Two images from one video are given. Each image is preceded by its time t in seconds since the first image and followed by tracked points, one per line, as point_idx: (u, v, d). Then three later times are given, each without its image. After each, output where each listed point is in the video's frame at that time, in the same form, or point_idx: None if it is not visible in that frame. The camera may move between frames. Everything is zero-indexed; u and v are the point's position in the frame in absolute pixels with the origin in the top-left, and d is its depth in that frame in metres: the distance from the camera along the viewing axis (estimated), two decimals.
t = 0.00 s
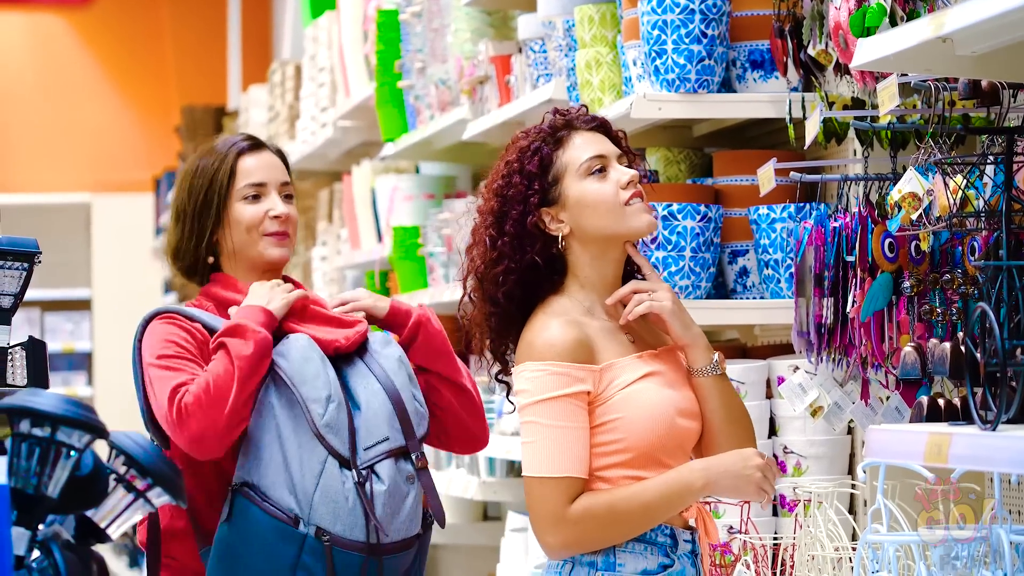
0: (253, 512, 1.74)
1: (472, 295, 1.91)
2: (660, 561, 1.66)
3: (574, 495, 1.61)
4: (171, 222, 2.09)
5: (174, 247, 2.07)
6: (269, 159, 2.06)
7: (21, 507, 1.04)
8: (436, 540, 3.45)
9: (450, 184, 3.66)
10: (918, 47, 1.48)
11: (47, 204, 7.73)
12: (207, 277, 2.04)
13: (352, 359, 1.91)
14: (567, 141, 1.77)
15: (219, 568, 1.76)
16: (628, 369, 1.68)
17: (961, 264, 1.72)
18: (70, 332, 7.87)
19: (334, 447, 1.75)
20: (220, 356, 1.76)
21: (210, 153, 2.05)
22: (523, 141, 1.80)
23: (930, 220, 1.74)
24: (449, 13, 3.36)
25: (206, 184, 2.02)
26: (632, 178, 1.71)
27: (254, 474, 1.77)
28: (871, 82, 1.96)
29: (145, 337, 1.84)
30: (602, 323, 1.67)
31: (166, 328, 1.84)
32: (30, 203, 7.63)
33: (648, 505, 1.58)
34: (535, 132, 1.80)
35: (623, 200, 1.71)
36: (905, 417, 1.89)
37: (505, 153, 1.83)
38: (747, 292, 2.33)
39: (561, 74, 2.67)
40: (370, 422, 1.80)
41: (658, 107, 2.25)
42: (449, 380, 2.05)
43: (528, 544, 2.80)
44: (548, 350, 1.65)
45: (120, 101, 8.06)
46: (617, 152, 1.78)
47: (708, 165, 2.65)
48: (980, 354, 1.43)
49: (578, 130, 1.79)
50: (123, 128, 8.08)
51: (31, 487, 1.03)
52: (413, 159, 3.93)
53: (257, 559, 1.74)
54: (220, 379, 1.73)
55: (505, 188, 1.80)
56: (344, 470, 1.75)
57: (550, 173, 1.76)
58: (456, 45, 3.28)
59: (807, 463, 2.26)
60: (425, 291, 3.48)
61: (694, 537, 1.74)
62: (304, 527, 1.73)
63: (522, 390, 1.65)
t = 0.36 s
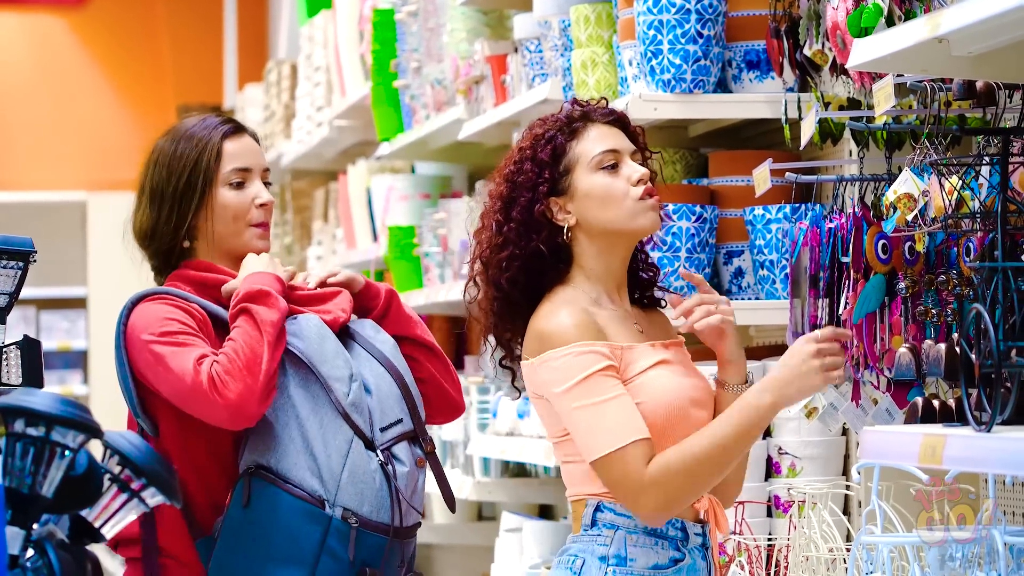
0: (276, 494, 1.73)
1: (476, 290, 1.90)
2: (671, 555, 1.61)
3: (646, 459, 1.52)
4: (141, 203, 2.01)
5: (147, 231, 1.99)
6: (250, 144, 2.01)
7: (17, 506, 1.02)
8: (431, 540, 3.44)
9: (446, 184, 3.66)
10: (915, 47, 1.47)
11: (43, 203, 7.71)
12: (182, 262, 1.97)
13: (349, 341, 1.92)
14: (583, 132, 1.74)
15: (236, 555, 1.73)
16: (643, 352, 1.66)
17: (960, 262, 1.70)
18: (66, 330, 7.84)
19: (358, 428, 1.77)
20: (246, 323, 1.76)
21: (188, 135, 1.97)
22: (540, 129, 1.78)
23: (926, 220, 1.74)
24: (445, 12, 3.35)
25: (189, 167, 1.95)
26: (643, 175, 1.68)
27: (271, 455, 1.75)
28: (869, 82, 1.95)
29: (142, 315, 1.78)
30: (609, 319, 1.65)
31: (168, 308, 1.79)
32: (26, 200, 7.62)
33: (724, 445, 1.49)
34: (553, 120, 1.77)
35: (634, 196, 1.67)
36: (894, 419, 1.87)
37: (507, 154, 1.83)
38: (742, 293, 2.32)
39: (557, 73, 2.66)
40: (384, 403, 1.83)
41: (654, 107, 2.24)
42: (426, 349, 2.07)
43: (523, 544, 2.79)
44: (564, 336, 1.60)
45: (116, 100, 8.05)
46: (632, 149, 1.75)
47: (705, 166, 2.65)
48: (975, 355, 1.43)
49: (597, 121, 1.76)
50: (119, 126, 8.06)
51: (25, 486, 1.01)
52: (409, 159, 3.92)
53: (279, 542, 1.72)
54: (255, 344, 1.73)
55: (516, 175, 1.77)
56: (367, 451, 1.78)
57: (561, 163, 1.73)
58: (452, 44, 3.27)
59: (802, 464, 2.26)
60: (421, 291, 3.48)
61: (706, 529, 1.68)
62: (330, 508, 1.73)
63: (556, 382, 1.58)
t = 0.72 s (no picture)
0: (308, 508, 1.71)
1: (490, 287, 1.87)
2: (685, 545, 1.59)
3: (716, 382, 1.47)
4: (149, 204, 1.95)
5: (157, 233, 1.93)
6: (260, 144, 1.96)
7: (14, 509, 1.02)
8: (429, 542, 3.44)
9: (443, 187, 3.66)
10: (913, 50, 1.47)
11: (41, 205, 7.71)
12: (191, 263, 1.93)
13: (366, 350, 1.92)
14: (607, 123, 1.71)
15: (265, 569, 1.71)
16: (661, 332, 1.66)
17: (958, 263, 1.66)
18: (63, 332, 7.78)
19: (389, 441, 1.77)
20: (269, 327, 1.73)
21: (197, 135, 1.91)
22: (564, 111, 1.74)
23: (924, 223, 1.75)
24: (443, 14, 3.36)
25: (199, 168, 1.89)
26: (658, 177, 1.65)
27: (300, 468, 1.73)
28: (868, 84, 1.95)
29: (160, 325, 1.75)
30: (625, 305, 1.64)
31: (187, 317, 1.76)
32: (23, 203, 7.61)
33: (807, 354, 1.42)
34: (579, 107, 1.73)
35: (649, 197, 1.65)
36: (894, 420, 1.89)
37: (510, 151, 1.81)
38: (740, 295, 2.31)
39: (554, 75, 2.66)
40: (408, 415, 1.83)
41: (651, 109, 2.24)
42: (439, 346, 2.08)
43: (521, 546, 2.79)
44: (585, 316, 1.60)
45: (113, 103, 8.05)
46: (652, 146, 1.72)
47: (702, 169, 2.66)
48: (972, 357, 1.43)
49: (622, 115, 1.73)
50: (116, 129, 8.06)
51: (23, 489, 1.01)
52: (406, 160, 3.92)
53: (310, 556, 1.71)
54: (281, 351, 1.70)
55: (537, 158, 1.74)
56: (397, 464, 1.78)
57: (582, 152, 1.70)
58: (450, 47, 3.28)
59: (800, 466, 2.26)
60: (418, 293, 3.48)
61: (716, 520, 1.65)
62: (362, 522, 1.72)
63: (597, 351, 1.56)
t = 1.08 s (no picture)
0: (324, 513, 1.69)
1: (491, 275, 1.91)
2: (697, 541, 1.59)
3: (734, 365, 1.48)
4: (168, 200, 1.88)
5: (177, 230, 1.86)
6: (281, 140, 1.89)
7: (14, 508, 1.02)
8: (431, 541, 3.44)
9: (445, 185, 3.66)
10: (913, 48, 1.47)
11: (42, 204, 7.70)
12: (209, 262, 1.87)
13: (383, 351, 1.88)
14: (628, 120, 1.70)
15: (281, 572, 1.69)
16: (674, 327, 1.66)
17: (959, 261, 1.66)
18: (64, 332, 7.78)
19: (406, 445, 1.74)
20: (275, 384, 1.66)
21: (217, 130, 1.85)
22: (584, 103, 1.73)
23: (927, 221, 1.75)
24: (444, 13, 3.36)
25: (219, 164, 1.83)
26: (666, 183, 1.65)
27: (317, 471, 1.71)
28: (865, 83, 1.95)
29: (176, 337, 1.69)
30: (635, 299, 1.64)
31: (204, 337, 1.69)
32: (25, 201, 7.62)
33: (826, 344, 1.42)
34: (600, 101, 1.73)
35: (651, 202, 1.65)
36: (897, 419, 1.88)
37: (516, 148, 1.82)
38: (741, 293, 2.31)
39: (555, 74, 2.66)
40: (424, 417, 1.80)
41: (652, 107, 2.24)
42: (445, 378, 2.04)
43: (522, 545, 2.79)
44: (596, 309, 1.60)
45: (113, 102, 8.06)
46: (667, 151, 1.72)
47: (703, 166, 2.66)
48: (974, 356, 1.43)
49: (640, 114, 1.72)
50: (116, 128, 8.06)
51: (24, 487, 1.01)
52: (407, 159, 3.92)
53: (326, 561, 1.68)
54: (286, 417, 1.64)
55: (551, 146, 1.73)
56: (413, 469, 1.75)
57: (595, 145, 1.70)
58: (450, 45, 3.28)
59: (801, 464, 2.26)
60: (420, 291, 3.49)
61: (723, 514, 1.66)
62: (377, 527, 1.70)
63: (612, 343, 1.56)
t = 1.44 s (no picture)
0: (338, 520, 1.66)
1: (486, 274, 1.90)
2: (697, 540, 1.59)
3: (722, 376, 1.48)
4: (180, 202, 1.85)
5: (188, 232, 1.83)
6: (293, 142, 1.85)
7: (13, 507, 1.02)
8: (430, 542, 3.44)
9: (444, 186, 3.66)
10: (913, 48, 1.47)
11: (41, 205, 7.70)
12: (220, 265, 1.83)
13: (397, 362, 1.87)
14: (631, 123, 1.70)
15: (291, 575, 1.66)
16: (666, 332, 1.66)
17: (958, 261, 1.70)
18: (63, 331, 7.74)
19: (420, 455, 1.75)
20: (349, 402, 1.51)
21: (230, 132, 1.81)
22: (588, 103, 1.74)
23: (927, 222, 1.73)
24: (442, 13, 3.36)
25: (231, 167, 1.79)
26: (663, 188, 1.65)
27: (333, 479, 1.67)
28: (867, 83, 1.95)
29: (201, 334, 1.63)
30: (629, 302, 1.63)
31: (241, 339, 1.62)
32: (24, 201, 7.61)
33: (810, 354, 1.42)
34: (605, 102, 1.73)
35: (646, 204, 1.65)
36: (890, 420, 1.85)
37: (515, 148, 1.83)
38: (739, 294, 2.32)
39: (554, 74, 2.66)
40: (435, 427, 1.80)
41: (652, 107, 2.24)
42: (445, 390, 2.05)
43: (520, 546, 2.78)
44: (592, 309, 1.60)
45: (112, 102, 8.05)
46: (666, 157, 1.71)
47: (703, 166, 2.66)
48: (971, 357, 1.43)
49: (643, 118, 1.72)
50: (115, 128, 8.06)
51: (22, 487, 1.00)
52: (406, 159, 3.92)
53: (337, 568, 1.67)
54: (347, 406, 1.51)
55: (552, 142, 1.74)
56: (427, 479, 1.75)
57: (595, 144, 1.70)
58: (449, 46, 3.28)
59: (799, 465, 2.26)
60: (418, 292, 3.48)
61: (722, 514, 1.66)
62: (390, 536, 1.69)
63: (603, 348, 1.56)
